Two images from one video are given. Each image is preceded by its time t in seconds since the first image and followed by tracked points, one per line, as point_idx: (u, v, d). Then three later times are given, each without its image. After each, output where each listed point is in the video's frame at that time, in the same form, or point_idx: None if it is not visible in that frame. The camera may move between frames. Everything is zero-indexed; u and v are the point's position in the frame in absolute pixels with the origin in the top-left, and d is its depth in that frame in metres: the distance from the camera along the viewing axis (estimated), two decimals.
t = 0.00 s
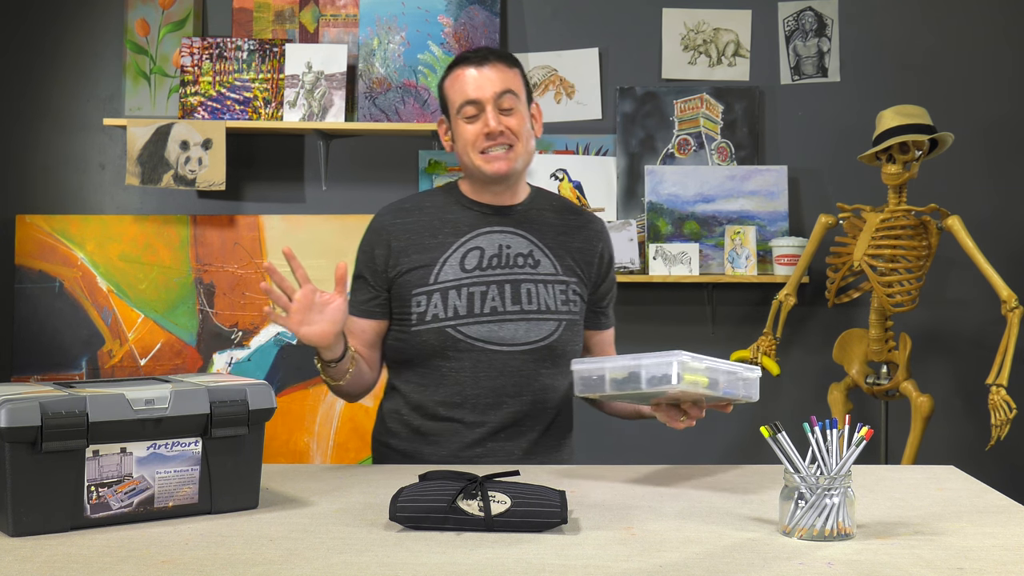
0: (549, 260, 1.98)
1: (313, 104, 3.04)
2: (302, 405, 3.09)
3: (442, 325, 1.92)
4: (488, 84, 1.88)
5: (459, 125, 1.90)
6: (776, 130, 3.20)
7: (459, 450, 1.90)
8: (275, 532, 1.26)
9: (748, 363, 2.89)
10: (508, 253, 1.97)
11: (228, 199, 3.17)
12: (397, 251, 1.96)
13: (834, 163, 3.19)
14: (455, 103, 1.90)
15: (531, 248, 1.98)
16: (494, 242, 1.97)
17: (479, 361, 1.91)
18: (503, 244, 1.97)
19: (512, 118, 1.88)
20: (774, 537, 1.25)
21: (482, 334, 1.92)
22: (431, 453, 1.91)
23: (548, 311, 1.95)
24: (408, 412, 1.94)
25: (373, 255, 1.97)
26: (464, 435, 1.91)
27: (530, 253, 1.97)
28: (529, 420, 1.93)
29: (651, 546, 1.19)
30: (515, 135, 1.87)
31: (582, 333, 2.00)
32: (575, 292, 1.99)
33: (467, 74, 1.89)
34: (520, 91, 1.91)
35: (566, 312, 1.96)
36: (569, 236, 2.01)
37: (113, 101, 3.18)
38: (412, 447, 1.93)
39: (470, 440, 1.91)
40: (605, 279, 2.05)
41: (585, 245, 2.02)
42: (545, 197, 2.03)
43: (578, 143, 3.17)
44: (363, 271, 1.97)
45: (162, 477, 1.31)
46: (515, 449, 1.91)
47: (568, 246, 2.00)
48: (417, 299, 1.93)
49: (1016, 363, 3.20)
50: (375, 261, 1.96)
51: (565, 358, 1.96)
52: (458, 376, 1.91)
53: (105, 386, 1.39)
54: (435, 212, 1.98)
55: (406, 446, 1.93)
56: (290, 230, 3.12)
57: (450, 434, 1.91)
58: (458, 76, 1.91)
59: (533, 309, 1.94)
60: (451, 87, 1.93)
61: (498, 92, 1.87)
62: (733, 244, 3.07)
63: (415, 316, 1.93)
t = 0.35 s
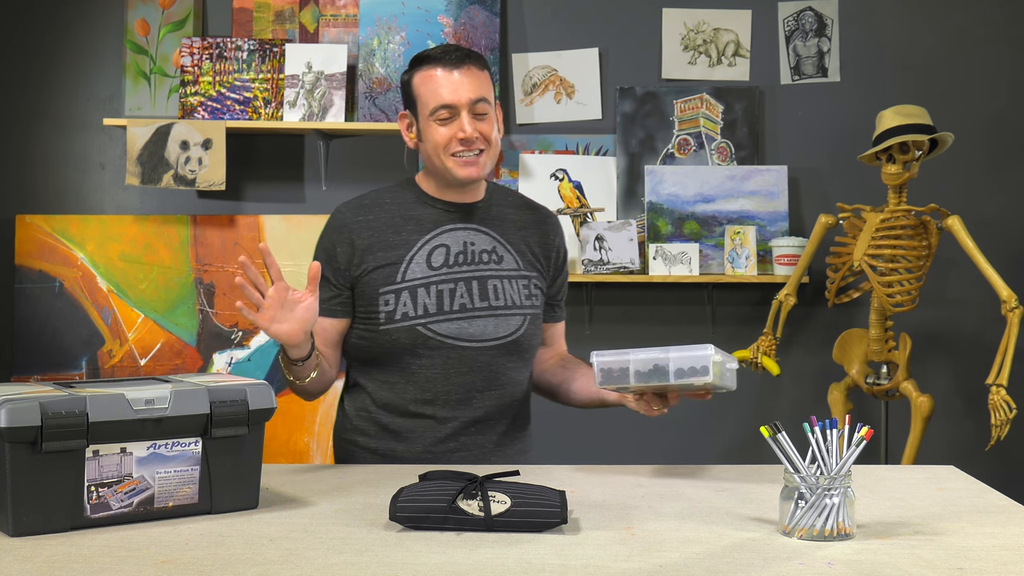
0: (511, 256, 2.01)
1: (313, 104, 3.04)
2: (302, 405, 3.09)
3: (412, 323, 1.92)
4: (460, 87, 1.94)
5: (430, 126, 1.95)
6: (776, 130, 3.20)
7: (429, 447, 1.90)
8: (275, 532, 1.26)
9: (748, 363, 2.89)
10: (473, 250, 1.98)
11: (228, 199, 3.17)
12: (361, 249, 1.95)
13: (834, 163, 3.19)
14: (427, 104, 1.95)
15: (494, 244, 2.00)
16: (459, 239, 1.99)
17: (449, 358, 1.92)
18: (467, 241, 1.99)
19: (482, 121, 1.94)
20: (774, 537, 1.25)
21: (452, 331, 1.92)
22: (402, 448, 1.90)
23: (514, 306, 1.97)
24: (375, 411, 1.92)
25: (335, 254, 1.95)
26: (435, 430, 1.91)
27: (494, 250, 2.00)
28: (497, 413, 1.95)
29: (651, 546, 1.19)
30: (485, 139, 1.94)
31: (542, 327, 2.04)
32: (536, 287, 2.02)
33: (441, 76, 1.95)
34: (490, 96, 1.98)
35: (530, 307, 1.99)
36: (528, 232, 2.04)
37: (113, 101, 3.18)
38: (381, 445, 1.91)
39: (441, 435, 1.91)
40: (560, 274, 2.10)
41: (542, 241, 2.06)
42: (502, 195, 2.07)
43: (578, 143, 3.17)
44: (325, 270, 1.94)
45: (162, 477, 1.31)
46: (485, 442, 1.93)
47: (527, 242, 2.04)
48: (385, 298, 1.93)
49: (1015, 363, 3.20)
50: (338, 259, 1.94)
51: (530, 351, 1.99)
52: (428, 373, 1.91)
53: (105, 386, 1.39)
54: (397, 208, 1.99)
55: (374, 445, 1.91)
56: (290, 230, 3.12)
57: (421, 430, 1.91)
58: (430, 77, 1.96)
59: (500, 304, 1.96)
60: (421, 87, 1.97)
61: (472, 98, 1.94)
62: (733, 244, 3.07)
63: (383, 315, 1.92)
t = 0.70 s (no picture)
0: (488, 257, 2.01)
1: (313, 104, 3.04)
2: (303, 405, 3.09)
3: (398, 325, 1.91)
4: (436, 85, 1.96)
5: (405, 123, 1.96)
6: (776, 130, 3.19)
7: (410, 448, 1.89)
8: (275, 532, 1.26)
9: (748, 363, 2.89)
10: (453, 251, 1.98)
11: (228, 199, 3.17)
12: (343, 251, 1.93)
13: (835, 163, 3.19)
14: (402, 100, 1.98)
15: (472, 245, 2.00)
16: (439, 240, 1.98)
17: (432, 359, 1.91)
18: (447, 242, 1.98)
19: (455, 120, 1.96)
20: (774, 537, 1.25)
21: (436, 332, 1.92)
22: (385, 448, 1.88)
23: (493, 307, 1.97)
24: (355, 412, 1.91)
25: (315, 254, 1.92)
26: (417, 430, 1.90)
27: (472, 251, 2.00)
28: (477, 413, 1.95)
29: (651, 546, 1.19)
30: (458, 137, 1.96)
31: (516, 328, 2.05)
32: (511, 288, 2.03)
33: (417, 73, 1.97)
34: (464, 94, 2.00)
35: (508, 308, 2.00)
36: (502, 233, 2.05)
37: (113, 101, 3.18)
38: (363, 447, 1.89)
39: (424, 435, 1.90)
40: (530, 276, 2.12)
41: (515, 242, 2.07)
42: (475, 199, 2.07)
43: (578, 143, 3.17)
44: (305, 271, 1.92)
45: (162, 477, 1.32)
46: (467, 441, 1.93)
47: (501, 243, 2.05)
48: (369, 300, 1.91)
49: (1015, 363, 3.20)
50: (318, 260, 1.92)
51: (506, 351, 2.00)
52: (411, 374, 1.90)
53: (105, 386, 1.39)
54: (376, 209, 1.98)
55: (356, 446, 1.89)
56: (290, 229, 3.12)
57: (404, 431, 1.90)
58: (407, 73, 1.98)
59: (482, 305, 1.96)
60: (397, 83, 1.99)
61: (446, 97, 1.96)
62: (733, 243, 3.07)
63: (368, 316, 1.91)
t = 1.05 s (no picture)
0: (492, 256, 2.02)
1: (313, 104, 3.04)
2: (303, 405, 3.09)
3: (405, 324, 1.91)
4: (419, 90, 1.94)
5: (392, 131, 1.96)
6: (776, 130, 3.19)
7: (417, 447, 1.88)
8: (275, 532, 1.26)
9: (748, 363, 2.89)
10: (457, 250, 1.99)
11: (228, 199, 3.17)
12: (347, 251, 1.94)
13: (835, 163, 3.19)
14: (387, 108, 1.96)
15: (476, 245, 2.01)
16: (443, 240, 1.99)
17: (439, 358, 1.91)
18: (451, 242, 1.99)
19: (442, 123, 1.95)
20: (774, 537, 1.25)
21: (441, 331, 1.92)
22: (392, 447, 1.88)
23: (498, 305, 1.98)
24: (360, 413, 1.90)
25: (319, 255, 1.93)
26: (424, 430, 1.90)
27: (476, 250, 2.00)
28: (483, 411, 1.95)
29: (651, 546, 1.19)
30: (445, 141, 1.95)
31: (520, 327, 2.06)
32: (516, 286, 2.03)
33: (401, 80, 1.94)
34: (450, 94, 1.97)
35: (513, 306, 2.00)
36: (504, 232, 2.06)
37: (113, 101, 3.18)
38: (369, 447, 1.88)
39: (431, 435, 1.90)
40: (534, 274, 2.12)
41: (518, 240, 2.08)
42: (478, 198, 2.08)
43: (578, 143, 3.17)
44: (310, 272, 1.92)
45: (162, 477, 1.32)
46: (474, 439, 1.93)
47: (505, 242, 2.05)
48: (375, 300, 1.91)
49: (1015, 363, 3.20)
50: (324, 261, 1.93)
51: (512, 350, 2.00)
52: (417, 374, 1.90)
53: (105, 386, 1.39)
54: (379, 211, 1.98)
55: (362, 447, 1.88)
56: (290, 230, 3.12)
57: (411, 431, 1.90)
58: (391, 80, 1.95)
59: (487, 304, 1.96)
60: (383, 91, 1.97)
61: (429, 103, 1.94)
62: (733, 243, 3.07)
63: (375, 316, 1.91)
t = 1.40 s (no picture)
0: (519, 255, 2.00)
1: (313, 104, 3.04)
2: (303, 405, 3.09)
3: (427, 325, 1.91)
4: (453, 83, 1.94)
5: (425, 124, 1.94)
6: (776, 130, 3.19)
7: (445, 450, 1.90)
8: (275, 532, 1.26)
9: (748, 363, 2.89)
10: (481, 250, 1.98)
11: (228, 199, 3.17)
12: (371, 254, 1.94)
13: (834, 163, 3.19)
14: (420, 102, 1.95)
15: (502, 244, 1.99)
16: (467, 240, 1.98)
17: (463, 360, 1.92)
18: (475, 242, 1.98)
19: (477, 116, 1.94)
20: (774, 537, 1.25)
21: (465, 332, 1.92)
22: (421, 450, 1.90)
23: (524, 305, 1.97)
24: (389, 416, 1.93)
25: (343, 260, 1.94)
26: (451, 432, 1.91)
27: (502, 249, 1.99)
28: (511, 412, 1.95)
29: (651, 546, 1.19)
30: (480, 134, 1.93)
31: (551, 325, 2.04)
32: (545, 285, 2.01)
33: (436, 75, 1.95)
34: (484, 89, 1.96)
35: (540, 305, 1.99)
36: (532, 229, 2.04)
37: (114, 101, 3.18)
38: (398, 450, 1.91)
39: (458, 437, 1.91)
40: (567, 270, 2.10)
41: (547, 237, 2.05)
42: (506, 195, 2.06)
43: (578, 143, 3.17)
44: (334, 277, 1.94)
45: (162, 477, 1.32)
46: (501, 442, 1.94)
47: (533, 239, 2.03)
48: (398, 302, 1.92)
49: (1015, 364, 3.20)
50: (347, 265, 1.93)
51: (541, 349, 1.99)
52: (442, 375, 1.91)
53: (105, 386, 1.39)
54: (402, 212, 1.98)
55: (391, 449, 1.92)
56: (290, 230, 3.12)
57: (438, 433, 1.91)
58: (425, 75, 1.96)
59: (511, 304, 1.96)
60: (415, 86, 1.97)
61: (466, 94, 1.93)
62: (733, 244, 3.08)
63: (397, 318, 1.91)
